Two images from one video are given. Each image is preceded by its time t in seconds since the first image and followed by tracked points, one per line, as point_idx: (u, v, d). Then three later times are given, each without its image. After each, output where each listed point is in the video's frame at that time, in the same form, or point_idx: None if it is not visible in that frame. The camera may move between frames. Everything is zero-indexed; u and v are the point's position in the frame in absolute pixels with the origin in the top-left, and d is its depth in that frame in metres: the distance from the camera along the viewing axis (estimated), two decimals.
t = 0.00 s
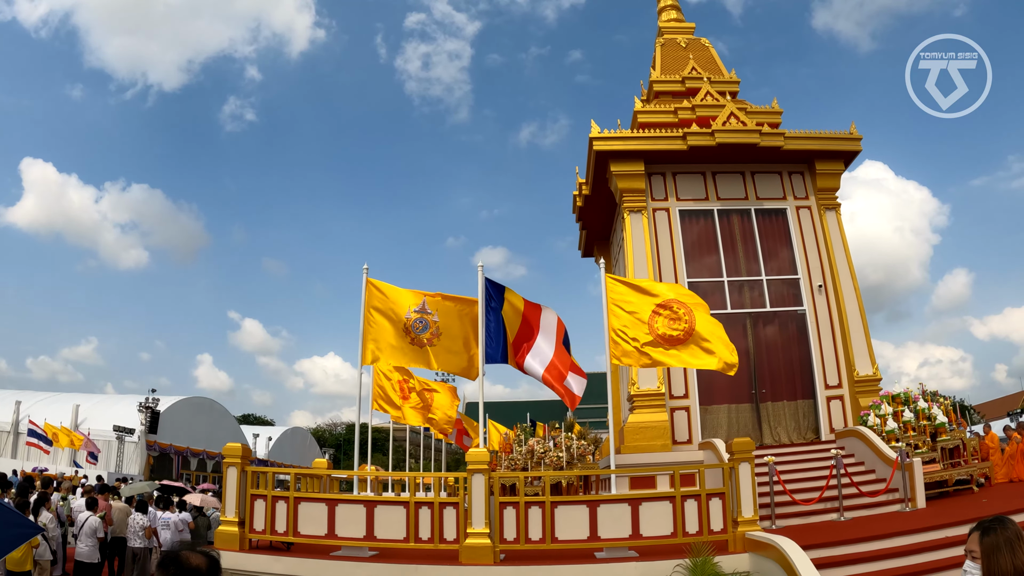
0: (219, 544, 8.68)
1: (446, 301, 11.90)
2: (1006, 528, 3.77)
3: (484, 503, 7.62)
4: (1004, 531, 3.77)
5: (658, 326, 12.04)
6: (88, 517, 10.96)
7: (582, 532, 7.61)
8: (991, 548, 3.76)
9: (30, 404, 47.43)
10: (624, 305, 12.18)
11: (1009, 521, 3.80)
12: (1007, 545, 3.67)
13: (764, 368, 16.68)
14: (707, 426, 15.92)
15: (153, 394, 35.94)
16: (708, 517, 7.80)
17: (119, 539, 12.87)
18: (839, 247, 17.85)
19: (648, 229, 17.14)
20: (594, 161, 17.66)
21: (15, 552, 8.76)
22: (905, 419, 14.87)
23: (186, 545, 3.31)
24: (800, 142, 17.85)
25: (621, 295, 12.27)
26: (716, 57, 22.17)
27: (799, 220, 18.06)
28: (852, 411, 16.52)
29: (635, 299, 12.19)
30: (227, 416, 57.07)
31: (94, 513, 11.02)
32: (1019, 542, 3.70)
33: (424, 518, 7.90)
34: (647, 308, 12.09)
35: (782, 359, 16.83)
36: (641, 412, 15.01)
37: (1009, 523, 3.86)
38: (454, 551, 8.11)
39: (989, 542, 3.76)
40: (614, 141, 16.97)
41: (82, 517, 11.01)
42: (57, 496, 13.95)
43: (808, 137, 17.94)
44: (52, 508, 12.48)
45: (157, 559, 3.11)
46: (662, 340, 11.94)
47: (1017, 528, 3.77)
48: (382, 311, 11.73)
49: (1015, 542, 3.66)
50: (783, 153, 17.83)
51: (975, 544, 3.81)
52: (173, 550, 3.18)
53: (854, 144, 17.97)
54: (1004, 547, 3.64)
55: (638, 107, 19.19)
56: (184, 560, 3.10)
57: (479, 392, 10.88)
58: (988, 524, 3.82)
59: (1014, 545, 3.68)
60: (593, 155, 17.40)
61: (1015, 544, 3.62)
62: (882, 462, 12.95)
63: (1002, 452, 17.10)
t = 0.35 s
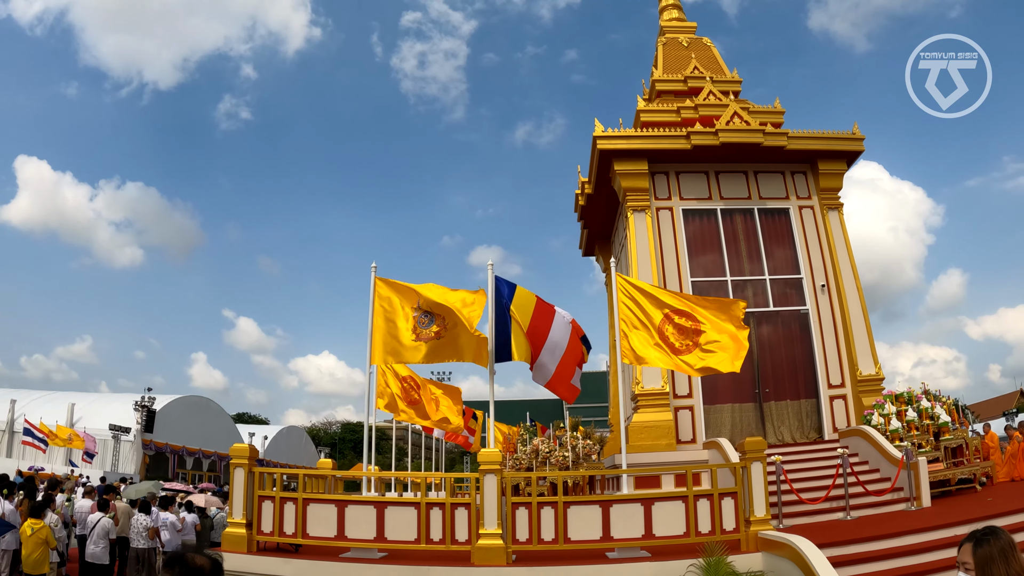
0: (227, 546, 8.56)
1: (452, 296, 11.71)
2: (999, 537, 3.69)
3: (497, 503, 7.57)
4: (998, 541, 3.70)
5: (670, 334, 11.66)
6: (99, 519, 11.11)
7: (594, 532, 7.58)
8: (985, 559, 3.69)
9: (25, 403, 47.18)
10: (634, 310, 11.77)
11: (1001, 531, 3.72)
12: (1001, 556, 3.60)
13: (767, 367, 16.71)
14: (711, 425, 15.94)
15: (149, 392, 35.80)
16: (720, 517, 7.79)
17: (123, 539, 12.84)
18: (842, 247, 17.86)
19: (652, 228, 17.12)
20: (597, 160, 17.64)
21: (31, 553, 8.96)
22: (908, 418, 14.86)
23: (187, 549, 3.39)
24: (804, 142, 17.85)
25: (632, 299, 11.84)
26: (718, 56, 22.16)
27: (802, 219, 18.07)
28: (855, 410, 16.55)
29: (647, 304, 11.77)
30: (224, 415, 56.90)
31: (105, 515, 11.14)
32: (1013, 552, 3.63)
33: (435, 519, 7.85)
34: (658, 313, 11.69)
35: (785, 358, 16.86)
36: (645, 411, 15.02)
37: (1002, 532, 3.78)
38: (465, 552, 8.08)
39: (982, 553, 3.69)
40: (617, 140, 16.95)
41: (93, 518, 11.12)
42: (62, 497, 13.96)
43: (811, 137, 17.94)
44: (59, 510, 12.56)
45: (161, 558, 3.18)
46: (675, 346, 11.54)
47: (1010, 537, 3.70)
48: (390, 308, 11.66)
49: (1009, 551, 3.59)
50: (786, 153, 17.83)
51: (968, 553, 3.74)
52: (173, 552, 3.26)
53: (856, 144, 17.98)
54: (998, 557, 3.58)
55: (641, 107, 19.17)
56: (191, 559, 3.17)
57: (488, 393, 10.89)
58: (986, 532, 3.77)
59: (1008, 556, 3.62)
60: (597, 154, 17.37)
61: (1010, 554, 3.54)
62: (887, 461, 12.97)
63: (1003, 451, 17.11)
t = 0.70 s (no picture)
0: (235, 545, 8.43)
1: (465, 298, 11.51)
2: (979, 539, 3.81)
3: (509, 500, 7.55)
4: (978, 542, 3.82)
5: (682, 330, 11.92)
6: (104, 517, 11.06)
7: (608, 529, 7.57)
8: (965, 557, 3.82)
9: (19, 400, 46.92)
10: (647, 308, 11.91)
11: (982, 533, 3.85)
12: (981, 557, 3.72)
13: (770, 365, 16.75)
14: (714, 422, 15.95)
15: (144, 389, 35.62)
16: (733, 513, 7.82)
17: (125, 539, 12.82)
18: (844, 245, 17.88)
19: (655, 225, 17.10)
20: (601, 156, 17.60)
21: (38, 553, 8.89)
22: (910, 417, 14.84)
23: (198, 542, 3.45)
24: (807, 139, 17.81)
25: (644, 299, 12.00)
26: (720, 54, 22.15)
27: (804, 217, 18.08)
28: (857, 407, 16.60)
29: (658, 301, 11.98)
30: (219, 412, 56.68)
31: (110, 513, 11.09)
32: (993, 556, 3.73)
33: (447, 516, 7.81)
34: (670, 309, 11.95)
35: (788, 354, 16.90)
36: (649, 408, 15.02)
37: (983, 533, 3.91)
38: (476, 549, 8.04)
39: (963, 553, 3.81)
40: (622, 136, 16.91)
41: (98, 516, 11.06)
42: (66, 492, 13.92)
43: (815, 135, 17.91)
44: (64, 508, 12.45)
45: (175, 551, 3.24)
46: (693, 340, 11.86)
47: (990, 539, 3.82)
48: (401, 308, 11.46)
49: (988, 553, 3.71)
50: (789, 150, 17.82)
51: (948, 553, 3.86)
52: (185, 546, 3.32)
53: (859, 142, 18.00)
54: (978, 555, 3.71)
55: (644, 103, 19.14)
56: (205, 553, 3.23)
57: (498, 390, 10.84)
58: (964, 533, 3.90)
59: (987, 557, 3.74)
60: (601, 150, 17.33)
61: (988, 554, 3.68)
62: (891, 458, 13.00)
63: (1004, 449, 17.14)
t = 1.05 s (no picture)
0: (246, 544, 8.12)
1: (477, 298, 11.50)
2: (975, 532, 3.70)
3: (528, 497, 7.56)
4: (971, 537, 3.70)
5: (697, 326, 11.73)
6: (111, 516, 11.01)
7: (625, 525, 7.58)
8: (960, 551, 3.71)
9: (16, 399, 46.72)
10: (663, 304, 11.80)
11: (978, 527, 3.74)
12: (976, 551, 3.60)
13: (775, 362, 16.79)
14: (721, 419, 16.00)
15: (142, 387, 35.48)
16: (749, 508, 7.87)
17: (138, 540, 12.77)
18: (849, 244, 17.93)
19: (661, 222, 17.14)
20: (607, 154, 17.62)
21: (47, 552, 8.85)
22: (916, 413, 14.94)
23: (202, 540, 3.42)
24: (813, 138, 17.83)
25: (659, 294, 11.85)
26: (724, 52, 22.17)
27: (809, 216, 18.13)
28: (863, 404, 16.66)
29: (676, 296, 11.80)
30: (217, 411, 56.53)
31: (117, 511, 11.06)
32: (988, 549, 3.63)
33: (464, 513, 7.71)
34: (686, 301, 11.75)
35: (793, 352, 16.95)
36: (656, 406, 15.05)
37: (978, 528, 3.79)
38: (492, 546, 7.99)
39: (959, 548, 3.70)
40: (628, 134, 16.92)
41: (105, 515, 11.05)
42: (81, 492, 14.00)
43: (820, 134, 17.93)
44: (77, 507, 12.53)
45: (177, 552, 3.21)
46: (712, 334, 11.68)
47: (985, 533, 3.71)
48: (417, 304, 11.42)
49: (983, 549, 3.60)
50: (794, 149, 17.85)
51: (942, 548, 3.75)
52: (188, 544, 3.30)
53: (864, 140, 18.02)
54: (975, 551, 3.59)
55: (649, 101, 19.15)
56: (207, 553, 3.21)
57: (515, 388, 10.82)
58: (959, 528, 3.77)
59: (982, 551, 3.64)
60: (607, 148, 17.35)
61: (983, 550, 3.57)
62: (898, 455, 13.04)
63: (1008, 446, 17.15)
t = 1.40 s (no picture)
0: (260, 545, 7.98)
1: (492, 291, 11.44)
2: (971, 528, 3.59)
3: (545, 495, 7.56)
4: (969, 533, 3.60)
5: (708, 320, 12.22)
6: (119, 516, 10.95)
7: (641, 522, 7.61)
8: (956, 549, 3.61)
9: (13, 399, 46.55)
10: (670, 296, 12.23)
11: (974, 523, 3.64)
12: (973, 548, 3.50)
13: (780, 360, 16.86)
14: (726, 418, 16.06)
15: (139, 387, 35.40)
16: (764, 505, 7.92)
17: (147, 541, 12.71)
18: (853, 243, 18.02)
19: (667, 221, 17.19)
20: (613, 153, 17.67)
21: (61, 553, 8.84)
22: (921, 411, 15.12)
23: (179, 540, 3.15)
24: (817, 138, 17.90)
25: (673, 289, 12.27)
26: (728, 52, 22.24)
27: (813, 216, 18.20)
28: (867, 403, 16.74)
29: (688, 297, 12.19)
30: (215, 411, 56.43)
31: (125, 512, 11.01)
32: (985, 546, 3.53)
33: (480, 513, 7.68)
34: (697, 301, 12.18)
35: (798, 351, 17.02)
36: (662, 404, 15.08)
37: (974, 524, 3.69)
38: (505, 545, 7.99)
39: (955, 543, 3.60)
40: (634, 133, 16.98)
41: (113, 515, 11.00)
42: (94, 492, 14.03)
43: (824, 134, 18.00)
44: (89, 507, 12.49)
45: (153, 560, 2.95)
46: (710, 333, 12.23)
47: (982, 529, 3.60)
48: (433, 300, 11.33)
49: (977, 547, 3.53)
50: (799, 149, 17.91)
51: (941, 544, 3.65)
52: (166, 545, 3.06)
53: (868, 141, 18.10)
54: (970, 549, 3.50)
55: (654, 101, 19.20)
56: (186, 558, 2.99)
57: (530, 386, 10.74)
58: (956, 525, 3.68)
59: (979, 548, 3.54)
60: (613, 147, 17.39)
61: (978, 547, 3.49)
62: (905, 453, 13.09)
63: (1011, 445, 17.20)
